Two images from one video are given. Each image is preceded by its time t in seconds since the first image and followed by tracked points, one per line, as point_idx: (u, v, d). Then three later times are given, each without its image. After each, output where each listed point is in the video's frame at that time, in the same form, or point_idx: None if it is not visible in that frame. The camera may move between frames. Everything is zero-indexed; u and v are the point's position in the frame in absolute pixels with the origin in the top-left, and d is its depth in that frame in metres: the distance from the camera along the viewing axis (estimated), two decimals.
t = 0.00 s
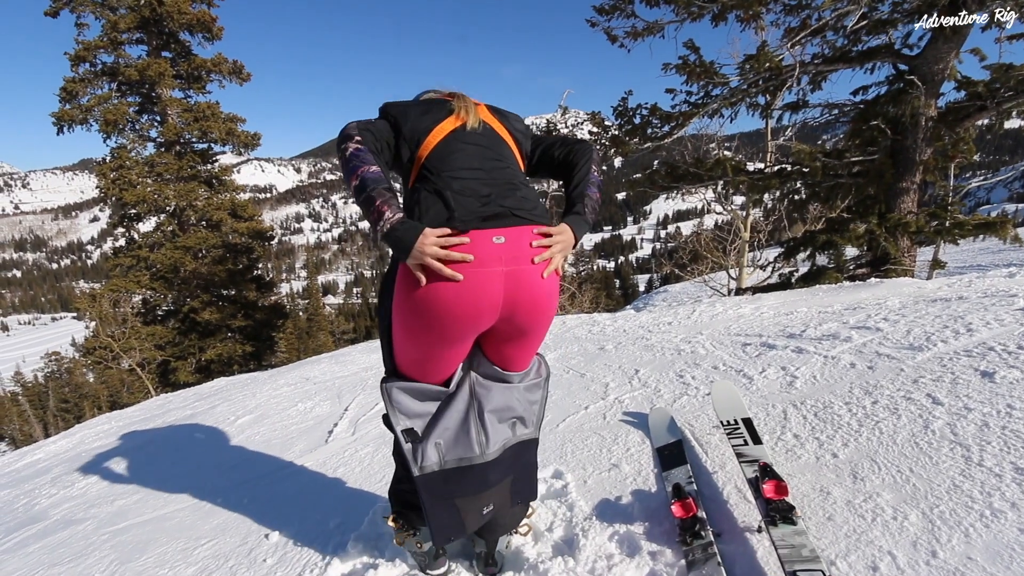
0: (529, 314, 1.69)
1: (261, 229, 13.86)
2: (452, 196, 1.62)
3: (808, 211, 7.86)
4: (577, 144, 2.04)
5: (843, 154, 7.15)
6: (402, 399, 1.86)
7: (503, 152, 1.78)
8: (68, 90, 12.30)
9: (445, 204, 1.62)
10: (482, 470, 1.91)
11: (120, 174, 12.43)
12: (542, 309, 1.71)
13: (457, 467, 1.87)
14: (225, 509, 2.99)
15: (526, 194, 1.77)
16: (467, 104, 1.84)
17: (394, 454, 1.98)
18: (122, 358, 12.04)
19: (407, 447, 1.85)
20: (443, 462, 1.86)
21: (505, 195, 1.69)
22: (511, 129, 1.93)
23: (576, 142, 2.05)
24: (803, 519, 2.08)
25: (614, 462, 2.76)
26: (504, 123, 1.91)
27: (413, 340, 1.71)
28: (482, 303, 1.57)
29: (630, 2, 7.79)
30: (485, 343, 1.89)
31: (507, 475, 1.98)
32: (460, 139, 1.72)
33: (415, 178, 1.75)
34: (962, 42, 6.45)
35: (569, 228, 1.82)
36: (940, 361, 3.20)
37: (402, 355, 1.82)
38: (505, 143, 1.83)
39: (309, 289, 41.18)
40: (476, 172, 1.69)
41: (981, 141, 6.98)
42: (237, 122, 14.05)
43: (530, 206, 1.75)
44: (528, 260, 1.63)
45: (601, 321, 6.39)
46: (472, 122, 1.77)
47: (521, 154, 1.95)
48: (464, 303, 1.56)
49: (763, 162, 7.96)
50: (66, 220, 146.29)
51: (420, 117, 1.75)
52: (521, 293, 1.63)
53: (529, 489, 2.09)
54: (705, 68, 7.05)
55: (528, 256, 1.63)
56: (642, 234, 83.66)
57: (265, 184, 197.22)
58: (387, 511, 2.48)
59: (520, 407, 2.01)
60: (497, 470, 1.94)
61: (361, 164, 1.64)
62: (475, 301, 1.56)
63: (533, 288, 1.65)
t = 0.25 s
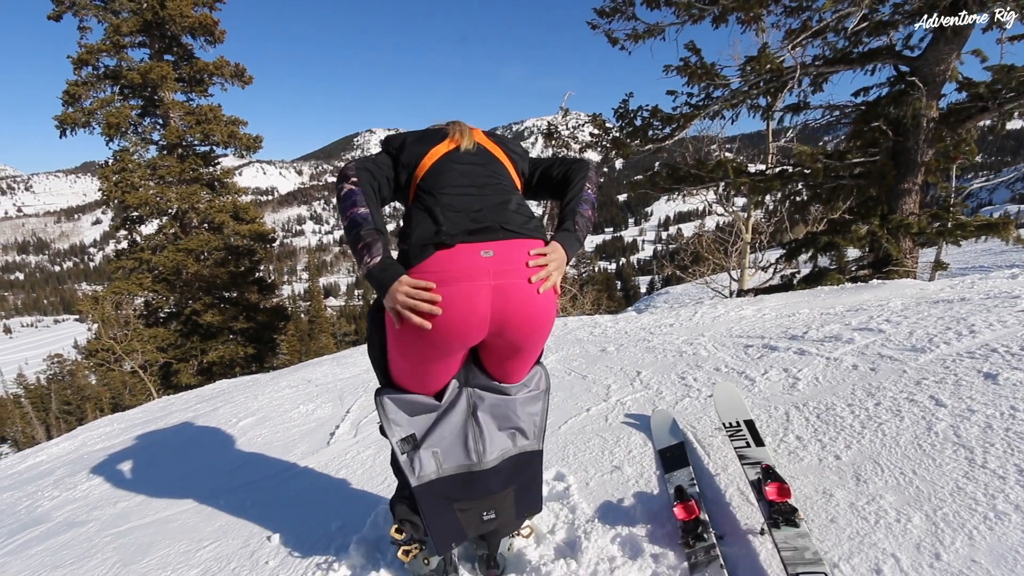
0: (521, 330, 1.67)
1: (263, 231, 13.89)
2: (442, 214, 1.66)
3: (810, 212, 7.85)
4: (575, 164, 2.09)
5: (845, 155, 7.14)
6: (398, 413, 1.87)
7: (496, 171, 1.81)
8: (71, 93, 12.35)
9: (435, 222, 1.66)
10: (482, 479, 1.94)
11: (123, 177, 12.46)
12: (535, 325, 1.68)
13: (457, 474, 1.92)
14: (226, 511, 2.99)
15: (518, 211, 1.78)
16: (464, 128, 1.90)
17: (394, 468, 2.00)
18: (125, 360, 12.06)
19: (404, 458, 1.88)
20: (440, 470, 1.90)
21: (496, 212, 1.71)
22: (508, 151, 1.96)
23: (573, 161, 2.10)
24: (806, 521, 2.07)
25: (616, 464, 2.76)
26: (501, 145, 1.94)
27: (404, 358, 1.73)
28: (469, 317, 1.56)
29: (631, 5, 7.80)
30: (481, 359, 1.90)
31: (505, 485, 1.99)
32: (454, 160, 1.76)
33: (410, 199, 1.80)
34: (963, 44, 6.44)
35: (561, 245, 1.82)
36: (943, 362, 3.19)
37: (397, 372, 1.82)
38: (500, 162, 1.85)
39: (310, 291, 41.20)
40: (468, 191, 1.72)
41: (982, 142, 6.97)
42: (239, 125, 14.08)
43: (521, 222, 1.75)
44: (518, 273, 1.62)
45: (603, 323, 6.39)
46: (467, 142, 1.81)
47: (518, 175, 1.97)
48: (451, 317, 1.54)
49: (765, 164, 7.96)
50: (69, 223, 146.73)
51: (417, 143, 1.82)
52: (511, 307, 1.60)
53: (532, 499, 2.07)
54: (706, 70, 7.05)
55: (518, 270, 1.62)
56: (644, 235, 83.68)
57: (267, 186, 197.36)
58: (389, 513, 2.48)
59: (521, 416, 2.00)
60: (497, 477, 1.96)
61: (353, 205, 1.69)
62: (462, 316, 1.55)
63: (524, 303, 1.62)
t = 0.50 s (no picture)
0: (505, 339, 1.68)
1: (264, 231, 13.89)
2: (424, 222, 1.65)
3: (811, 211, 7.84)
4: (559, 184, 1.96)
5: (845, 154, 7.13)
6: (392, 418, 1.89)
7: (481, 181, 1.79)
8: (72, 93, 12.35)
9: (417, 230, 1.65)
10: (478, 480, 1.96)
11: (123, 177, 12.45)
12: (518, 333, 1.69)
13: (455, 475, 1.95)
14: (228, 510, 3.00)
15: (502, 218, 1.77)
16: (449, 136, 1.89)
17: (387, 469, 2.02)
18: (126, 359, 12.07)
19: (402, 465, 1.91)
20: (438, 473, 1.93)
21: (479, 221, 1.70)
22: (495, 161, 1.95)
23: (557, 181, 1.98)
24: (807, 520, 2.07)
25: (617, 463, 2.76)
26: (487, 156, 1.92)
27: (388, 368, 1.74)
28: (452, 328, 1.57)
29: (631, 3, 7.78)
30: (468, 365, 1.89)
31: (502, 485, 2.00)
32: (438, 169, 1.75)
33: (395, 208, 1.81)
34: (965, 42, 6.43)
35: (552, 293, 1.87)
36: (944, 361, 3.18)
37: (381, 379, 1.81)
38: (486, 172, 1.84)
39: (311, 290, 41.24)
40: (452, 199, 1.71)
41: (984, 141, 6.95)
42: (240, 124, 14.08)
43: (505, 230, 1.74)
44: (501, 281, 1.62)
45: (603, 322, 6.38)
46: (451, 150, 1.81)
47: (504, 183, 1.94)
48: (434, 327, 1.55)
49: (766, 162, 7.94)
50: (69, 223, 146.84)
51: (402, 153, 1.82)
52: (494, 317, 1.61)
53: (530, 497, 2.08)
54: (707, 69, 7.04)
55: (501, 279, 1.62)
56: (644, 234, 83.64)
57: (267, 186, 197.25)
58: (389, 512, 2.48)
59: (513, 414, 1.99)
60: (493, 477, 1.98)
61: (335, 279, 1.74)
62: (444, 327, 1.56)
63: (507, 312, 1.63)
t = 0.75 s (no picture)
0: (501, 377, 1.78)
1: (265, 231, 13.92)
2: (422, 267, 1.62)
3: (812, 210, 7.82)
4: (540, 265, 2.00)
5: (847, 152, 7.11)
6: (396, 428, 1.90)
7: (478, 221, 1.76)
8: (74, 94, 12.38)
9: (415, 275, 1.62)
10: (477, 476, 1.98)
11: (125, 177, 12.46)
12: (514, 372, 1.79)
13: (453, 473, 1.95)
14: (230, 510, 3.00)
15: (498, 260, 1.76)
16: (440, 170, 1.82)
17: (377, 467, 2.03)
18: (128, 359, 12.11)
19: (398, 467, 1.91)
20: (436, 474, 1.93)
21: (476, 264, 1.69)
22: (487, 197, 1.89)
23: (537, 260, 2.00)
24: (809, 520, 2.07)
25: (618, 463, 2.76)
26: (480, 192, 1.86)
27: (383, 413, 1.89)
28: (450, 374, 1.66)
29: (632, 3, 7.78)
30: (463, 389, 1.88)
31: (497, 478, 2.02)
32: (432, 209, 1.69)
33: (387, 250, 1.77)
34: (967, 40, 6.41)
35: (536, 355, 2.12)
36: (947, 360, 3.18)
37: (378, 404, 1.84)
38: (481, 212, 1.79)
39: (313, 290, 41.32)
40: (448, 242, 1.66)
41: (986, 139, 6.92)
42: (241, 125, 14.11)
43: (502, 273, 1.75)
44: (499, 327, 1.69)
45: (605, 321, 6.38)
46: (445, 190, 1.74)
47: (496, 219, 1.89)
48: (436, 374, 1.64)
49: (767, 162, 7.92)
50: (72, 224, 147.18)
51: (394, 189, 1.75)
52: (491, 360, 1.71)
53: (531, 498, 2.09)
54: (708, 68, 7.03)
55: (500, 325, 1.69)
56: (646, 234, 83.61)
57: (268, 186, 197.29)
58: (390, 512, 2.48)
59: (506, 413, 2.03)
60: (491, 473, 2.00)
61: (341, 340, 1.80)
62: (442, 374, 1.65)
63: (503, 355, 1.73)
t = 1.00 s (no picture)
0: (509, 421, 1.87)
1: (265, 231, 13.92)
2: (436, 323, 1.67)
3: (812, 210, 7.82)
4: (546, 296, 2.12)
5: (847, 152, 7.11)
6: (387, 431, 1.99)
7: (488, 274, 1.80)
8: (75, 94, 12.38)
9: (428, 331, 1.67)
10: (475, 468, 2.02)
11: (125, 177, 12.44)
12: (521, 417, 1.90)
13: (452, 466, 1.99)
14: (231, 510, 3.01)
15: (507, 314, 1.82)
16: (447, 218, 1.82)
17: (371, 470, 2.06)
18: (129, 359, 12.11)
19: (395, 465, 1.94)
20: (434, 468, 1.97)
21: (487, 320, 1.74)
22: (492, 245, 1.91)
23: (543, 293, 2.13)
24: (809, 519, 2.07)
25: (619, 462, 2.76)
26: (486, 240, 1.88)
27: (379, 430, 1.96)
28: (461, 425, 1.76)
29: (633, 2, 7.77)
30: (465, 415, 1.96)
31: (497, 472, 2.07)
32: (443, 262, 1.71)
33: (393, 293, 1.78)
34: (968, 39, 6.40)
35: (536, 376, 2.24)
36: (947, 359, 3.18)
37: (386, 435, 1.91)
38: (489, 263, 1.83)
39: (313, 290, 41.34)
40: (460, 297, 1.71)
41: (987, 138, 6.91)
42: (241, 125, 14.11)
43: (512, 326, 1.82)
44: (510, 381, 1.77)
45: (605, 321, 6.38)
46: (454, 242, 1.76)
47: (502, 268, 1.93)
48: (448, 423, 1.74)
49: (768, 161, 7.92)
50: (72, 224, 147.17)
51: (402, 235, 1.75)
52: (500, 412, 1.81)
53: (529, 485, 2.16)
54: (708, 67, 7.03)
55: (509, 381, 1.77)
56: (646, 233, 83.61)
57: (269, 186, 197.30)
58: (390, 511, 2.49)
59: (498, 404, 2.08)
60: (489, 464, 2.04)
61: (347, 371, 1.80)
62: (453, 424, 1.75)
63: (511, 407, 1.82)
